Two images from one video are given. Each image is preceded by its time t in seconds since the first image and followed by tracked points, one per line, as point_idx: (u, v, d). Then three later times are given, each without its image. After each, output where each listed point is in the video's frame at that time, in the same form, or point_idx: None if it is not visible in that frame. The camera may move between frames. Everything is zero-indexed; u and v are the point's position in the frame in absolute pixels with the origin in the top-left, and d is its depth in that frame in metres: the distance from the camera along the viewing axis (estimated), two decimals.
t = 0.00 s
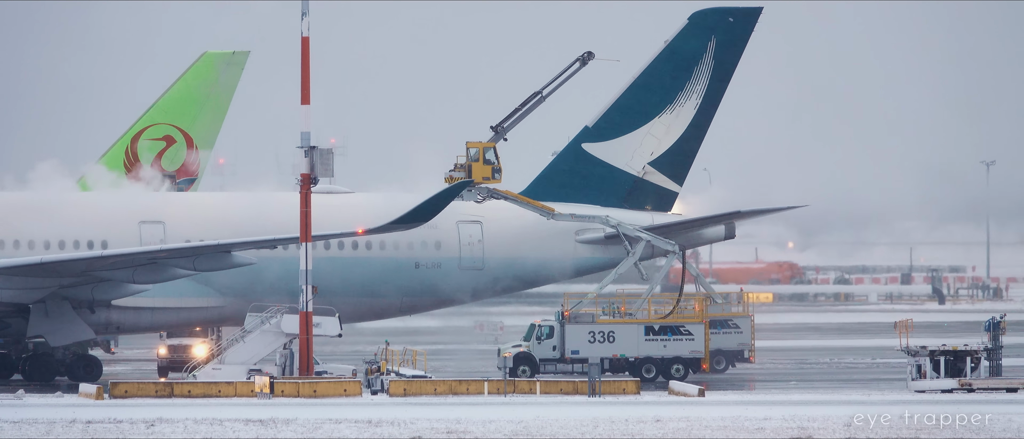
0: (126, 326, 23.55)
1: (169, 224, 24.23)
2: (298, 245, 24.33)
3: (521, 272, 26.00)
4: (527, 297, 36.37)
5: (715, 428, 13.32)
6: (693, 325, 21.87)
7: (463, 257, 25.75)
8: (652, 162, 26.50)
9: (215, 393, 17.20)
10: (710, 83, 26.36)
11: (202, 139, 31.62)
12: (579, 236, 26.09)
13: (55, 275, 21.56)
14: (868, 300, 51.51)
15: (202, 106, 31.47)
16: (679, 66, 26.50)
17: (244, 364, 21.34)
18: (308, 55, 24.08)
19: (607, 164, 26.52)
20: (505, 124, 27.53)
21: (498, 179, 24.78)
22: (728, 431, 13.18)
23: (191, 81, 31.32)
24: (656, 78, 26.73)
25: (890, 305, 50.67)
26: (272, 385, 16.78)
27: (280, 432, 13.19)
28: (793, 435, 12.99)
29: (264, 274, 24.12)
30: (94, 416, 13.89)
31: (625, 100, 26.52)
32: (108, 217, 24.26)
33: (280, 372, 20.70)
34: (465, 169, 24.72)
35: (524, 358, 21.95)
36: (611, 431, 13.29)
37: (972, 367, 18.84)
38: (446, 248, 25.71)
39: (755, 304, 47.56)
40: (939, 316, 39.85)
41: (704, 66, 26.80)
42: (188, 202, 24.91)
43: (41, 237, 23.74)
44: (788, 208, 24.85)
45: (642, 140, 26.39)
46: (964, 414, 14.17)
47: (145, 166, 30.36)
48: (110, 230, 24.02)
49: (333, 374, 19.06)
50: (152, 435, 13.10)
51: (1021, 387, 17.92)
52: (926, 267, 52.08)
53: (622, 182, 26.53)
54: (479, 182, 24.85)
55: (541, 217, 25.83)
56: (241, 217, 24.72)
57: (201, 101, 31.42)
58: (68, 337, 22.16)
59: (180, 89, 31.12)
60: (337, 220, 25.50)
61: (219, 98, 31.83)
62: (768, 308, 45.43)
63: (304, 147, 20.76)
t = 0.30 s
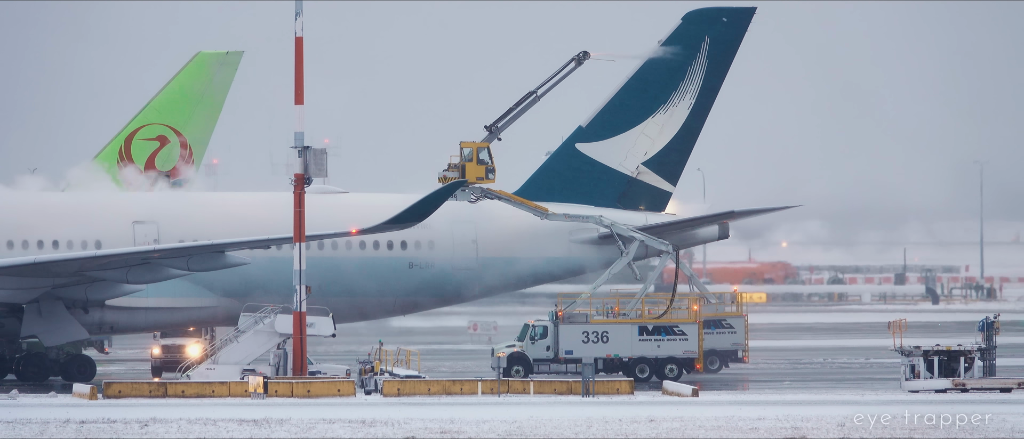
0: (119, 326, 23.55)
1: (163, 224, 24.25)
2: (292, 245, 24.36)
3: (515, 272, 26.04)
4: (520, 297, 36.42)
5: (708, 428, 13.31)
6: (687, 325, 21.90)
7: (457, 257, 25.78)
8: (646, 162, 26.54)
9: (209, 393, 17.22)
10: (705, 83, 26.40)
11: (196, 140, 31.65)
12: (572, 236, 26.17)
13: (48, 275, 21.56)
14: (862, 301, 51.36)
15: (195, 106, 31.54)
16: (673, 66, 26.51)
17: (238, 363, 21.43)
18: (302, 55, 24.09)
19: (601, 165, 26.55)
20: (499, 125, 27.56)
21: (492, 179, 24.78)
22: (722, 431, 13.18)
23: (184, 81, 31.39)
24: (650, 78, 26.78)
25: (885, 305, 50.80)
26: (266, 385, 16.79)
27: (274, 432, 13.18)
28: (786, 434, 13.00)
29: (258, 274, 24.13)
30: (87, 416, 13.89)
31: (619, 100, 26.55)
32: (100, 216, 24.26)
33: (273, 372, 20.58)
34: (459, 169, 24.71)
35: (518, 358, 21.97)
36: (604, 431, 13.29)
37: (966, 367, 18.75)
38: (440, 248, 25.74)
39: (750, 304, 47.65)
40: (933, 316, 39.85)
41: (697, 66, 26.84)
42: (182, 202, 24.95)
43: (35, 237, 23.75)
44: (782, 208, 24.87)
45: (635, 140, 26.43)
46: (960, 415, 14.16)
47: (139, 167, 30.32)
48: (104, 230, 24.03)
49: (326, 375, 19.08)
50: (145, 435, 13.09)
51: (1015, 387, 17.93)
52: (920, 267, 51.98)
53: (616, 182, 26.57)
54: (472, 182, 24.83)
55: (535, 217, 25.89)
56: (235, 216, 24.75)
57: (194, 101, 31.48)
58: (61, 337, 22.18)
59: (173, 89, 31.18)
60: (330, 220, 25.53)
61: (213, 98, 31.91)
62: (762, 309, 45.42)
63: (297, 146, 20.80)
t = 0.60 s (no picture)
0: (117, 325, 23.52)
1: (160, 223, 24.26)
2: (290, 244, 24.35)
3: (512, 271, 26.05)
4: (518, 296, 36.45)
5: (705, 427, 13.31)
6: (684, 324, 21.92)
7: (454, 256, 25.79)
8: (643, 161, 26.55)
9: (206, 391, 17.23)
10: (702, 82, 26.42)
11: (194, 138, 31.68)
12: (570, 234, 26.18)
13: (46, 274, 21.58)
14: (860, 300, 51.52)
15: (193, 105, 31.56)
16: (671, 65, 26.52)
17: (235, 362, 21.43)
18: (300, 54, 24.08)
19: (598, 164, 26.57)
20: (497, 123, 27.56)
21: (489, 178, 24.76)
22: (719, 430, 13.17)
23: (182, 79, 31.41)
24: (648, 77, 26.78)
25: (883, 304, 50.90)
26: (264, 384, 16.80)
27: (271, 431, 13.17)
28: (784, 433, 13.01)
29: (256, 272, 24.12)
30: (85, 415, 13.88)
31: (617, 99, 26.55)
32: (98, 215, 24.28)
33: (270, 371, 20.58)
34: (456, 167, 24.70)
35: (515, 357, 22.00)
36: (601, 429, 13.29)
37: (964, 366, 18.81)
38: (438, 247, 25.74)
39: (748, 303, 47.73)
40: (931, 315, 39.82)
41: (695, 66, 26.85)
42: (179, 201, 24.95)
43: (32, 236, 23.74)
44: (779, 208, 24.89)
45: (633, 140, 26.44)
46: (958, 414, 14.17)
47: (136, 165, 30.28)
48: (101, 229, 24.04)
49: (324, 374, 19.09)
50: (143, 434, 13.08)
51: (1012, 386, 17.94)
52: (917, 267, 51.20)
53: (613, 181, 26.58)
54: (470, 182, 24.80)
55: (532, 216, 25.89)
56: (232, 215, 24.77)
57: (192, 99, 31.49)
58: (58, 335, 22.16)
59: (171, 87, 31.19)
60: (328, 218, 25.54)
61: (211, 96, 31.96)
62: (759, 307, 45.37)
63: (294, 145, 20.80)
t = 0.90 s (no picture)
0: (117, 324, 23.54)
1: (160, 222, 24.26)
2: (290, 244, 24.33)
3: (512, 270, 26.05)
4: (518, 295, 36.50)
5: (706, 426, 13.30)
6: (684, 323, 21.93)
7: (455, 255, 25.79)
8: (643, 161, 26.55)
9: (207, 390, 17.26)
10: (703, 82, 26.41)
11: (195, 137, 31.70)
12: (570, 234, 26.20)
13: (46, 273, 21.61)
14: (860, 299, 51.70)
15: (194, 104, 31.58)
16: (671, 64, 26.54)
17: (235, 362, 21.44)
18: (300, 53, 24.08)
19: (599, 163, 26.57)
20: (497, 123, 27.57)
21: (489, 177, 24.78)
22: (719, 429, 13.17)
23: (183, 79, 31.42)
24: (648, 76, 26.79)
25: (882, 303, 51.03)
26: (264, 383, 16.80)
27: (271, 430, 13.16)
28: (784, 432, 13.02)
29: (256, 272, 24.13)
30: (85, 414, 13.88)
31: (617, 99, 26.56)
32: (98, 214, 24.28)
33: (270, 371, 20.59)
34: (456, 167, 24.71)
35: (515, 356, 22.02)
36: (601, 428, 13.30)
37: (964, 365, 18.89)
38: (438, 246, 25.75)
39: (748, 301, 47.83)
40: (931, 314, 39.90)
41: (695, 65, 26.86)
42: (180, 200, 24.95)
43: (33, 235, 23.73)
44: (779, 207, 24.90)
45: (633, 139, 26.44)
46: (958, 413, 14.19)
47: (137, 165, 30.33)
48: (102, 228, 24.05)
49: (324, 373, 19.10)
50: (143, 433, 13.08)
51: (1012, 385, 17.95)
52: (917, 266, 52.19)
53: (614, 181, 26.59)
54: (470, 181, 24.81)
55: (533, 215, 25.89)
56: (233, 215, 24.78)
57: (192, 98, 31.50)
58: (58, 335, 22.16)
59: (172, 87, 31.21)
60: (328, 218, 25.55)
61: (211, 95, 31.97)
62: (759, 306, 45.46)
63: (294, 144, 20.81)
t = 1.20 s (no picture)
0: (118, 323, 23.55)
1: (162, 220, 24.25)
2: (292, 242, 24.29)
3: (513, 269, 26.06)
4: (519, 292, 36.51)
5: (708, 423, 13.30)
6: (686, 321, 21.93)
7: (456, 254, 25.79)
8: (645, 159, 26.55)
9: (208, 388, 17.30)
10: (704, 80, 26.40)
11: (196, 136, 31.74)
12: (571, 232, 26.21)
13: (47, 271, 21.59)
14: (861, 296, 51.92)
15: (196, 103, 31.59)
16: (672, 63, 26.51)
17: (237, 360, 21.45)
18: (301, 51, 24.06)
19: (600, 162, 26.57)
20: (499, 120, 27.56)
21: (490, 176, 24.80)
22: (721, 427, 13.16)
23: (184, 77, 31.39)
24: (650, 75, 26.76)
25: (883, 301, 51.08)
26: (266, 381, 16.79)
27: (273, 429, 13.15)
28: (786, 430, 13.02)
29: (254, 270, 24.13)
30: (86, 413, 13.88)
31: (619, 97, 26.55)
32: (100, 212, 24.26)
33: (272, 369, 20.60)
34: (457, 165, 24.72)
35: (517, 354, 22.03)
36: (602, 426, 13.31)
37: (965, 363, 18.92)
38: (439, 245, 25.75)
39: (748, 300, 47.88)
40: (932, 312, 39.91)
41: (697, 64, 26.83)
42: (181, 198, 24.94)
43: (33, 233, 23.70)
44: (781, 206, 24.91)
45: (634, 138, 26.43)
46: (960, 411, 14.19)
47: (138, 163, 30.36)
48: (103, 226, 24.01)
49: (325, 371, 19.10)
50: (145, 432, 13.08)
51: (1014, 383, 17.94)
52: (919, 264, 49.74)
53: (615, 179, 26.58)
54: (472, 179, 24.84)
55: (534, 213, 25.90)
56: (234, 213, 24.76)
57: (194, 96, 31.50)
58: (60, 334, 22.15)
59: (173, 85, 31.19)
60: (329, 216, 25.54)
61: (213, 94, 31.97)
62: (760, 304, 45.51)
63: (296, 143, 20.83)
